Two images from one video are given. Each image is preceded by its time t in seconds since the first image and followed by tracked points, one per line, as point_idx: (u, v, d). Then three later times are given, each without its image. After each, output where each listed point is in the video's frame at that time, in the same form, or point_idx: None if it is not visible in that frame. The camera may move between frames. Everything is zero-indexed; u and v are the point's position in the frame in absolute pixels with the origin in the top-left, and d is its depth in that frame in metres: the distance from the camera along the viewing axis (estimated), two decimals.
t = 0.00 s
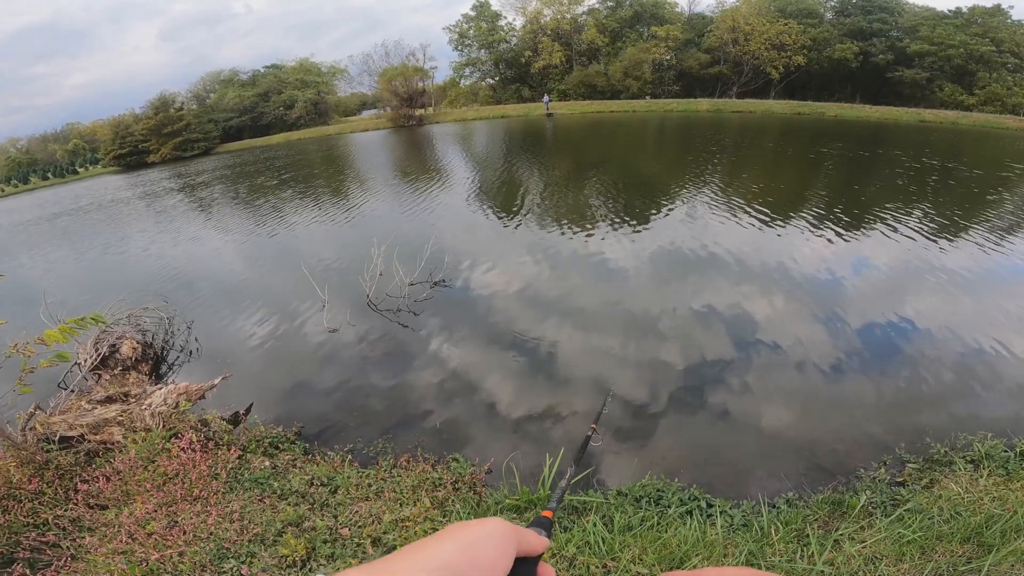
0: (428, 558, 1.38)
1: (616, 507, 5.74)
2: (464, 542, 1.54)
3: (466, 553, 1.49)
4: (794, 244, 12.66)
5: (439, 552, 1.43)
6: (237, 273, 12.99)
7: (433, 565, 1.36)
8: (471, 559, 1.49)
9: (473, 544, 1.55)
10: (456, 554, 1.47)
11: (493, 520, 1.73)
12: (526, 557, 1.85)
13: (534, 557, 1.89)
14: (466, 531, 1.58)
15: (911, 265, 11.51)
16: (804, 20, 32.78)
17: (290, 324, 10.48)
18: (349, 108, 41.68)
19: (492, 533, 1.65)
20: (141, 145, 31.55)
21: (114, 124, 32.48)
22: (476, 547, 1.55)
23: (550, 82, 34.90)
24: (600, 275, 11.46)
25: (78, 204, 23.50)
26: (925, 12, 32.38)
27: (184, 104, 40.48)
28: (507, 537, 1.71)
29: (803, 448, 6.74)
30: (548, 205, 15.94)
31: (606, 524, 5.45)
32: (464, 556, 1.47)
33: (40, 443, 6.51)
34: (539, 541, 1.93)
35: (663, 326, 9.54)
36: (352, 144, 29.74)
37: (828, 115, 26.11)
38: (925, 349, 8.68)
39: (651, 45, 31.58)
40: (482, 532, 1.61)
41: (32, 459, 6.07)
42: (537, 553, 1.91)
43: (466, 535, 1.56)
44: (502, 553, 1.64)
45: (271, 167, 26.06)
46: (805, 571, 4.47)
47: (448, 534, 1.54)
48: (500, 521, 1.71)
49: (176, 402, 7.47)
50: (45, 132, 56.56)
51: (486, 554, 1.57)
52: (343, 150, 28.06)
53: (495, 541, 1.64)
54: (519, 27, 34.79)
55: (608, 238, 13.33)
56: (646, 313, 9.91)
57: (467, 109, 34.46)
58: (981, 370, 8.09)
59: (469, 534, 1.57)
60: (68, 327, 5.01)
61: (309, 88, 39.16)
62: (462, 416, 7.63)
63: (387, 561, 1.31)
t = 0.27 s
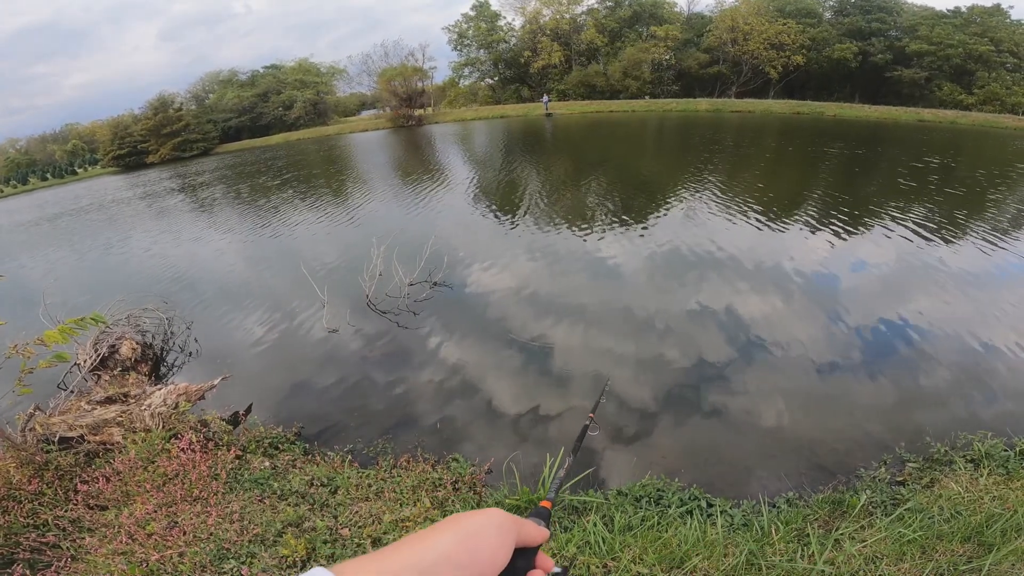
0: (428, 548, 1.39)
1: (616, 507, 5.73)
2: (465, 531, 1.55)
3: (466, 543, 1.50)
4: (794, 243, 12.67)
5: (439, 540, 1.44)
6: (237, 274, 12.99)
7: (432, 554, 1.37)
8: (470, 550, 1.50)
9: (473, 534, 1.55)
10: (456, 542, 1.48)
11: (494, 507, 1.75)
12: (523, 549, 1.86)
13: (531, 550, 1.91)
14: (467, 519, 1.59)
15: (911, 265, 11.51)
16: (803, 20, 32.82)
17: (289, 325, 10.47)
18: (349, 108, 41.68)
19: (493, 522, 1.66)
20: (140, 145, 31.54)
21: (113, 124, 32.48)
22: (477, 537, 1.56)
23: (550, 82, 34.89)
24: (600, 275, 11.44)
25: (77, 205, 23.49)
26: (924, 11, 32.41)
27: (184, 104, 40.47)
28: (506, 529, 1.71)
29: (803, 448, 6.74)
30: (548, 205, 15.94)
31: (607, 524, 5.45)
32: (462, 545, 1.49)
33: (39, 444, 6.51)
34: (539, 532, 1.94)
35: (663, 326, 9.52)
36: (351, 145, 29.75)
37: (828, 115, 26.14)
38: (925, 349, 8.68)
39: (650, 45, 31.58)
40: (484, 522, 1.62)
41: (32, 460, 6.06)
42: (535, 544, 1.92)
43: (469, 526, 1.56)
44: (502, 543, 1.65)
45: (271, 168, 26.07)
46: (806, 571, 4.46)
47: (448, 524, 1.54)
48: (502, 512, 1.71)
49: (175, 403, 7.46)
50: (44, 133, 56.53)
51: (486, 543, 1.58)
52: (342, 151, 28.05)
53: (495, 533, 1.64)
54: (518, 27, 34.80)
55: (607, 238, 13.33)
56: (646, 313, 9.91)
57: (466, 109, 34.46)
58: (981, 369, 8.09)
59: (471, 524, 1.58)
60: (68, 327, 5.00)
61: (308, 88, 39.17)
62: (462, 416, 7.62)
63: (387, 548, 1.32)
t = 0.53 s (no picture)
0: (424, 546, 1.39)
1: (616, 507, 5.74)
2: (462, 530, 1.55)
3: (462, 542, 1.50)
4: (793, 243, 12.69)
5: (436, 539, 1.44)
6: (236, 274, 12.99)
7: (428, 553, 1.37)
8: (466, 550, 1.49)
9: (470, 533, 1.55)
10: (453, 542, 1.48)
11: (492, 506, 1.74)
12: (521, 547, 1.86)
13: (529, 548, 1.90)
14: (465, 517, 1.59)
15: (910, 264, 11.53)
16: (802, 20, 32.85)
17: (289, 325, 10.47)
18: (348, 108, 41.68)
19: (491, 522, 1.65)
20: (139, 146, 31.53)
21: (112, 124, 32.45)
22: (474, 536, 1.56)
23: (549, 81, 34.89)
24: (599, 275, 11.45)
25: (76, 206, 23.48)
26: (922, 11, 32.45)
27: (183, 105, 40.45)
28: (504, 529, 1.70)
29: (803, 447, 6.75)
30: (547, 205, 15.95)
31: (606, 524, 5.45)
32: (459, 544, 1.48)
33: (39, 444, 6.51)
34: (537, 530, 1.94)
35: (663, 325, 9.53)
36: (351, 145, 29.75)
37: (827, 114, 26.18)
38: (924, 348, 8.70)
39: (649, 45, 31.56)
40: (482, 521, 1.62)
41: (31, 461, 6.07)
42: (533, 543, 1.92)
43: (467, 526, 1.56)
44: (499, 542, 1.64)
45: (270, 168, 26.08)
46: (805, 571, 4.47)
47: (445, 522, 1.54)
48: (500, 511, 1.71)
49: (174, 403, 7.46)
50: (43, 133, 56.48)
51: (483, 542, 1.58)
52: (341, 151, 28.03)
53: (493, 532, 1.64)
54: (517, 27, 34.80)
55: (607, 238, 13.33)
56: (646, 313, 9.91)
57: (465, 109, 34.46)
58: (980, 368, 8.10)
59: (470, 523, 1.58)
60: (66, 328, 4.99)
61: (307, 88, 39.16)
62: (462, 416, 7.62)
63: (384, 547, 1.32)
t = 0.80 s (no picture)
0: (424, 547, 1.39)
1: (616, 507, 5.74)
2: (463, 530, 1.55)
3: (463, 542, 1.50)
4: (793, 242, 12.70)
5: (436, 539, 1.44)
6: (236, 274, 12.98)
7: (428, 554, 1.37)
8: (466, 551, 1.49)
9: (471, 533, 1.55)
10: (454, 541, 1.48)
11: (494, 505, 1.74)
12: (521, 547, 1.86)
13: (529, 548, 1.90)
14: (467, 517, 1.59)
15: (909, 263, 11.54)
16: (801, 19, 32.85)
17: (289, 325, 10.46)
18: (347, 108, 41.65)
19: (492, 522, 1.65)
20: (139, 146, 31.51)
21: (111, 124, 32.44)
22: (475, 537, 1.56)
23: (549, 81, 34.87)
24: (599, 275, 11.45)
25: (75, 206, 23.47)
26: (921, 10, 32.48)
27: (182, 105, 40.42)
28: (505, 529, 1.70)
29: (803, 447, 6.75)
30: (547, 205, 15.95)
31: (606, 524, 5.45)
32: (460, 545, 1.48)
33: (39, 445, 6.51)
34: (538, 530, 1.94)
35: (663, 325, 9.53)
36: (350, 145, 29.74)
37: (826, 114, 26.21)
38: (925, 348, 8.70)
39: (649, 44, 31.54)
40: (484, 522, 1.62)
41: (31, 461, 6.07)
42: (533, 542, 1.92)
43: (467, 525, 1.55)
44: (499, 543, 1.64)
45: (270, 168, 26.07)
46: (805, 570, 4.47)
47: (446, 522, 1.53)
48: (500, 512, 1.71)
49: (174, 403, 7.46)
50: (42, 133, 56.42)
51: (483, 543, 1.58)
52: (341, 151, 28.02)
53: (493, 532, 1.64)
54: (516, 27, 34.82)
55: (606, 238, 13.34)
56: (646, 313, 9.91)
57: (465, 109, 34.43)
58: (980, 368, 8.11)
59: (471, 523, 1.58)
60: (66, 329, 4.99)
61: (306, 88, 39.14)
62: (462, 416, 7.63)
63: (386, 547, 1.32)
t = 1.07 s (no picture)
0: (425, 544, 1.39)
1: (617, 506, 5.74)
2: (465, 528, 1.56)
3: (464, 540, 1.51)
4: (794, 241, 12.69)
5: (437, 537, 1.44)
6: (236, 274, 12.99)
7: (430, 552, 1.38)
8: (467, 548, 1.50)
9: (472, 531, 1.56)
10: (456, 539, 1.49)
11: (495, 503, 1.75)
12: (521, 545, 1.87)
13: (529, 546, 1.91)
14: (468, 515, 1.60)
15: (909, 262, 11.55)
16: (801, 19, 32.85)
17: (290, 325, 10.46)
18: (347, 108, 41.64)
19: (492, 520, 1.66)
20: (139, 146, 31.54)
21: (111, 124, 32.44)
22: (476, 535, 1.57)
23: (549, 81, 34.82)
24: (600, 274, 11.45)
25: (76, 206, 23.49)
26: (922, 10, 32.46)
27: (182, 105, 40.44)
28: (506, 527, 1.71)
29: (804, 446, 6.75)
30: (548, 204, 15.94)
31: (607, 523, 5.46)
32: (461, 543, 1.49)
33: (40, 445, 6.52)
34: (538, 529, 1.96)
35: (664, 324, 9.52)
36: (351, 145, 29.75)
37: (827, 114, 26.19)
38: (925, 346, 8.71)
39: (649, 44, 31.51)
40: (484, 521, 1.63)
41: (32, 461, 6.08)
42: (534, 541, 1.93)
43: (468, 524, 1.56)
44: (499, 541, 1.65)
45: (270, 168, 26.08)
46: (806, 569, 4.48)
47: (448, 519, 1.54)
48: (501, 511, 1.71)
49: (175, 403, 7.47)
50: (42, 133, 56.44)
51: (485, 541, 1.59)
52: (341, 151, 28.01)
53: (494, 530, 1.64)
54: (516, 27, 34.81)
55: (607, 237, 13.33)
56: (647, 313, 9.91)
57: (465, 108, 34.41)
58: (981, 367, 8.11)
59: (472, 521, 1.59)
60: (67, 330, 4.99)
61: (307, 88, 39.17)
62: (463, 416, 7.63)
63: (387, 545, 1.34)
